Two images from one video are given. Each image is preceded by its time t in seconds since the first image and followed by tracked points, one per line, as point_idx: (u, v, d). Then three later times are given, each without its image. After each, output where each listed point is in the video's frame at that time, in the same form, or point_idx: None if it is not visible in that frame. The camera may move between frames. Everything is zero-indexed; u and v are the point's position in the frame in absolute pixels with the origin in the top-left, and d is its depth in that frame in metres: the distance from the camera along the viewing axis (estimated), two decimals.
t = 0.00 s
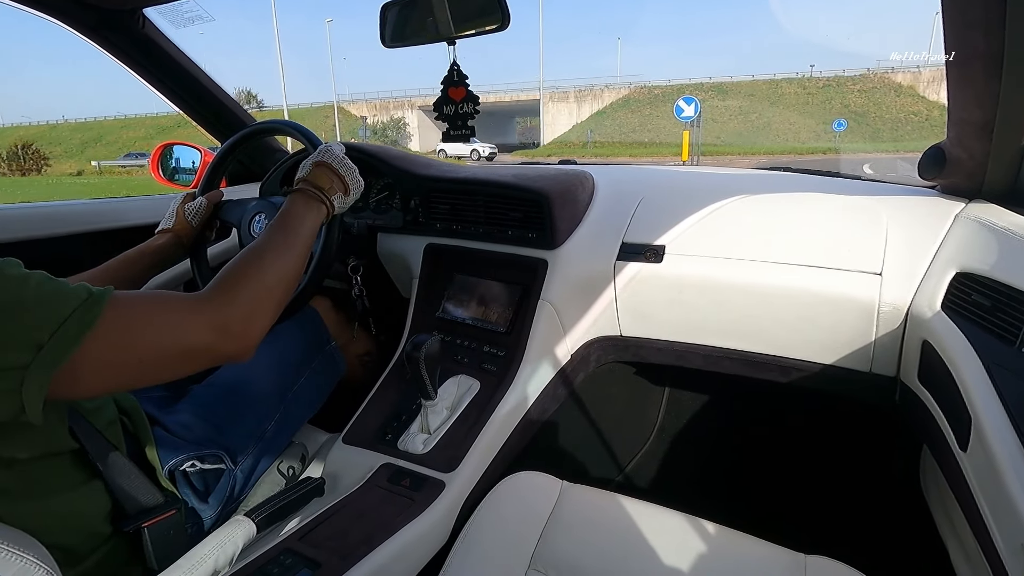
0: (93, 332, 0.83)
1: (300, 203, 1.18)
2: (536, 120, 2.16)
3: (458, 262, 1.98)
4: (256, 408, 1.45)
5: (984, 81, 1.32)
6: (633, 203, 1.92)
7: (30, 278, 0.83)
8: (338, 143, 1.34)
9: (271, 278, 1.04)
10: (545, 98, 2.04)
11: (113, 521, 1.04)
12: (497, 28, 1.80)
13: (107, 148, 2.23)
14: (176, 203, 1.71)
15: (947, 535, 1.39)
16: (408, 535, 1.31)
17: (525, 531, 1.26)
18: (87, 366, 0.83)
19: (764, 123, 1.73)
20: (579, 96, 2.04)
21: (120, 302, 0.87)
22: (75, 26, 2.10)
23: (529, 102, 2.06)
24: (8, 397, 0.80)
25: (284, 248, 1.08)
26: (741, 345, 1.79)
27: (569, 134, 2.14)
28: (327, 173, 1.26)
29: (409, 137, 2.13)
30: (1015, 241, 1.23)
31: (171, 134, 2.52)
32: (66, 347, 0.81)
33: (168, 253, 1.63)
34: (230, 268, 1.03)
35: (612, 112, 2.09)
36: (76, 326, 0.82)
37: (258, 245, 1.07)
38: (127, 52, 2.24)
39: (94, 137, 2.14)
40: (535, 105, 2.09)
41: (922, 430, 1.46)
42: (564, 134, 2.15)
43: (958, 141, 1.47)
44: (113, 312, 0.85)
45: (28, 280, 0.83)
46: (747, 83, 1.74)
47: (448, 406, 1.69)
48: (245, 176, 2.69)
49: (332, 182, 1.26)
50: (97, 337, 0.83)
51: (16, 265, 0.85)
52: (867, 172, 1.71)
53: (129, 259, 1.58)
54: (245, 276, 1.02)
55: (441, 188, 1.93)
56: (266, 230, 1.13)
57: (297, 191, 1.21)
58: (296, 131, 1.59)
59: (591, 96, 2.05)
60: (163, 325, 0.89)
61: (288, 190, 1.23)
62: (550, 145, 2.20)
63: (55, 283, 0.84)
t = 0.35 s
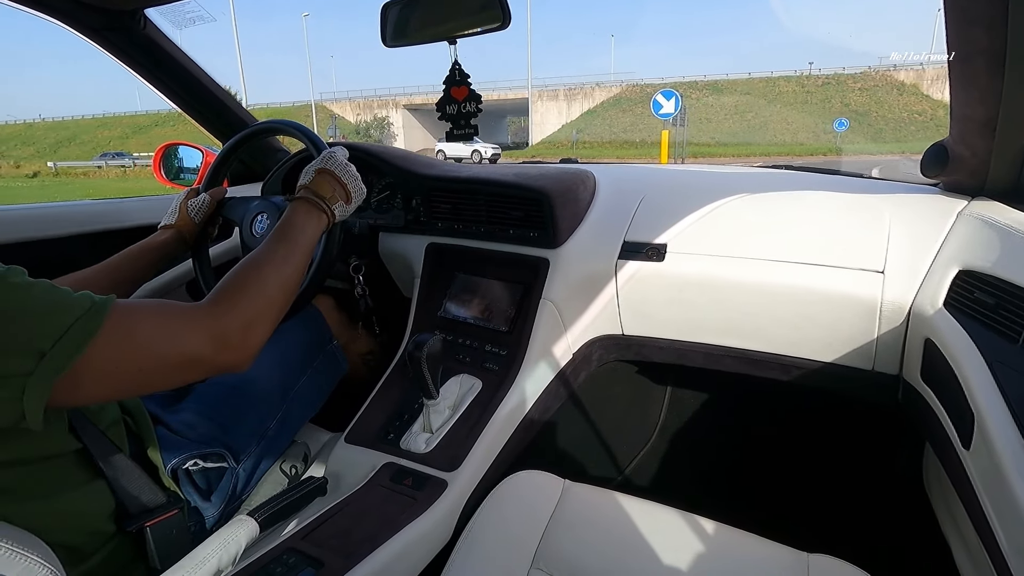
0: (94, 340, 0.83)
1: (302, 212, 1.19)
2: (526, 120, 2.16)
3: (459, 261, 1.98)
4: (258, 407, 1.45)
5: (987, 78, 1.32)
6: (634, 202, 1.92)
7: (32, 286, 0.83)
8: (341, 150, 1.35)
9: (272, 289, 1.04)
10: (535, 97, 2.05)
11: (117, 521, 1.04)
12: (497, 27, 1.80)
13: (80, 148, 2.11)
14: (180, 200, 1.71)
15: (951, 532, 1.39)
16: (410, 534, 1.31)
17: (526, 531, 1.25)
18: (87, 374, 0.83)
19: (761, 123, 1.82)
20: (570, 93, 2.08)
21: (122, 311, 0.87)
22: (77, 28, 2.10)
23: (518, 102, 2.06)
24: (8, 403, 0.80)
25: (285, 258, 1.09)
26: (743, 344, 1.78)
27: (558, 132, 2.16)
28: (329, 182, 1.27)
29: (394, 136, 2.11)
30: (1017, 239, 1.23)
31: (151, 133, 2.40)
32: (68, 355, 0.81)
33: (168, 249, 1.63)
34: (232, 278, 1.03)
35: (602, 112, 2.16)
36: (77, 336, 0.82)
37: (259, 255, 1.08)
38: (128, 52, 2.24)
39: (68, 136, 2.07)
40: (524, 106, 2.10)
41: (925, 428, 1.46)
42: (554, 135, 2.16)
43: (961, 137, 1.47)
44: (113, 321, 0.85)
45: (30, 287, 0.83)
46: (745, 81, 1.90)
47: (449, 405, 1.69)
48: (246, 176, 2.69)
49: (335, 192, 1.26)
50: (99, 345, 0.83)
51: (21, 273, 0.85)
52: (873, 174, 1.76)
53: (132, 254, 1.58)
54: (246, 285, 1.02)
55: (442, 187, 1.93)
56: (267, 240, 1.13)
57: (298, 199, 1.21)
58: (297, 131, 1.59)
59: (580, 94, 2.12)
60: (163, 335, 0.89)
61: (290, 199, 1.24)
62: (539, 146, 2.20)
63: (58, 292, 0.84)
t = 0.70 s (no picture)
0: (94, 345, 0.83)
1: (305, 219, 1.18)
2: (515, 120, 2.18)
3: (461, 263, 1.98)
4: (260, 409, 1.45)
5: (989, 78, 1.32)
6: (636, 203, 1.92)
7: (33, 289, 0.84)
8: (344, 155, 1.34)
9: (273, 295, 1.04)
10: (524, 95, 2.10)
11: (119, 522, 1.04)
12: (498, 29, 1.80)
13: (53, 148, 2.03)
14: (183, 198, 1.71)
15: (954, 534, 1.39)
16: (412, 535, 1.31)
17: (528, 532, 1.25)
18: (86, 380, 0.83)
19: (758, 122, 1.75)
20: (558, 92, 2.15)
21: (122, 316, 0.87)
22: (80, 30, 2.10)
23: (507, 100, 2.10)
24: (8, 406, 0.80)
25: (286, 264, 1.09)
26: (745, 345, 1.78)
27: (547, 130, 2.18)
28: (332, 187, 1.26)
29: (378, 136, 2.14)
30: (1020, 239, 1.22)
31: (127, 134, 2.24)
32: (68, 359, 0.81)
33: (171, 248, 1.64)
34: (233, 283, 1.03)
35: (591, 111, 2.16)
36: (77, 340, 0.82)
37: (260, 261, 1.08)
38: (132, 55, 2.25)
39: (41, 135, 1.99)
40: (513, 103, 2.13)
41: (928, 429, 1.46)
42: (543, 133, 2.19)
43: (962, 138, 1.46)
44: (113, 326, 0.85)
45: (30, 291, 0.83)
46: (740, 79, 1.80)
47: (451, 407, 1.69)
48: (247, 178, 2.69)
49: (338, 198, 1.26)
50: (97, 351, 0.83)
51: (22, 277, 0.86)
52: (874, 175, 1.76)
53: (137, 252, 1.59)
54: (247, 291, 1.02)
55: (443, 189, 1.93)
56: (269, 246, 1.13)
57: (301, 205, 1.21)
58: (299, 133, 1.59)
59: (571, 93, 2.18)
60: (163, 341, 0.89)
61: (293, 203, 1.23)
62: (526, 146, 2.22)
63: (57, 295, 0.84)
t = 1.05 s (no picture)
0: (98, 352, 0.83)
1: (308, 227, 1.19)
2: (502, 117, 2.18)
3: (463, 264, 1.98)
4: (263, 411, 1.45)
5: (993, 78, 1.31)
6: (637, 204, 1.92)
7: (37, 295, 0.83)
8: (347, 161, 1.35)
9: (275, 304, 1.05)
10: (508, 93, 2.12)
11: (123, 524, 1.04)
12: (500, 31, 1.80)
13: (28, 147, 2.12)
14: (187, 196, 1.71)
15: (958, 534, 1.38)
16: (415, 537, 1.31)
17: (531, 533, 1.25)
18: (89, 386, 0.83)
19: (753, 122, 1.75)
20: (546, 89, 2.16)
21: (126, 323, 0.87)
22: (83, 33, 2.11)
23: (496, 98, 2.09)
24: (11, 412, 0.80)
25: (288, 273, 1.09)
26: (748, 345, 1.78)
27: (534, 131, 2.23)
28: (335, 195, 1.26)
29: (362, 135, 2.16)
30: None
31: (104, 133, 2.24)
32: (73, 365, 0.81)
33: (174, 246, 1.64)
34: (236, 291, 1.04)
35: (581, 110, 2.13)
36: (82, 346, 0.82)
37: (263, 269, 1.08)
38: (137, 59, 2.26)
39: (14, 134, 2.10)
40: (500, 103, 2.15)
41: (932, 430, 1.45)
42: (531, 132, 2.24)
43: (966, 137, 1.46)
44: (118, 334, 0.85)
45: (35, 297, 0.83)
46: (736, 78, 1.88)
47: (454, 408, 1.69)
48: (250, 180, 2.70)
49: (341, 205, 1.26)
50: (102, 358, 0.83)
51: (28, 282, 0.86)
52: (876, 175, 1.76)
53: (139, 249, 1.59)
54: (250, 300, 1.02)
55: (445, 190, 1.93)
56: (272, 254, 1.13)
57: (304, 212, 1.21)
58: (302, 134, 1.59)
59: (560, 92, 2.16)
60: (167, 349, 0.89)
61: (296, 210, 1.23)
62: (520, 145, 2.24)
63: (61, 302, 0.84)
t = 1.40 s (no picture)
0: (100, 355, 0.83)
1: (310, 231, 1.19)
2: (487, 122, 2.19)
3: (466, 265, 1.98)
4: (265, 412, 1.45)
5: (996, 78, 1.31)
6: (639, 205, 1.92)
7: (41, 298, 0.84)
8: (350, 165, 1.34)
9: (277, 308, 1.04)
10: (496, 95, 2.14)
11: (125, 525, 1.04)
12: (502, 31, 1.81)
13: None
14: (190, 195, 1.71)
15: (962, 535, 1.38)
16: (417, 538, 1.31)
17: (534, 533, 1.25)
18: (91, 390, 0.83)
19: (748, 122, 1.79)
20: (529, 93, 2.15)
21: (128, 327, 0.87)
22: (88, 35, 2.12)
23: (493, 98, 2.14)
24: (13, 414, 0.80)
25: (290, 277, 1.09)
26: (750, 346, 1.77)
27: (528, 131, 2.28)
28: (337, 199, 1.26)
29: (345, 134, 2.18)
30: None
31: (79, 132, 2.15)
32: (76, 367, 0.81)
33: (177, 246, 1.65)
34: (237, 295, 1.04)
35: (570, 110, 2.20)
36: (85, 349, 0.82)
37: (265, 274, 1.08)
38: (141, 61, 2.27)
39: None
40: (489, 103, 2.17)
41: (936, 431, 1.45)
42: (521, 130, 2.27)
43: (969, 138, 1.46)
44: (119, 337, 0.86)
45: (37, 299, 0.83)
46: (731, 76, 1.85)
47: (456, 410, 1.68)
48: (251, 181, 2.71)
49: (343, 209, 1.26)
50: (104, 361, 0.84)
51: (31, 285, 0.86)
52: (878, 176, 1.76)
53: (142, 250, 1.59)
54: (252, 304, 1.02)
55: (448, 191, 1.93)
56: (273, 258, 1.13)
57: (306, 217, 1.21)
58: (306, 136, 1.59)
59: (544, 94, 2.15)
60: (168, 353, 0.89)
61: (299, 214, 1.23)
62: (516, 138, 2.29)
63: (64, 305, 0.85)
